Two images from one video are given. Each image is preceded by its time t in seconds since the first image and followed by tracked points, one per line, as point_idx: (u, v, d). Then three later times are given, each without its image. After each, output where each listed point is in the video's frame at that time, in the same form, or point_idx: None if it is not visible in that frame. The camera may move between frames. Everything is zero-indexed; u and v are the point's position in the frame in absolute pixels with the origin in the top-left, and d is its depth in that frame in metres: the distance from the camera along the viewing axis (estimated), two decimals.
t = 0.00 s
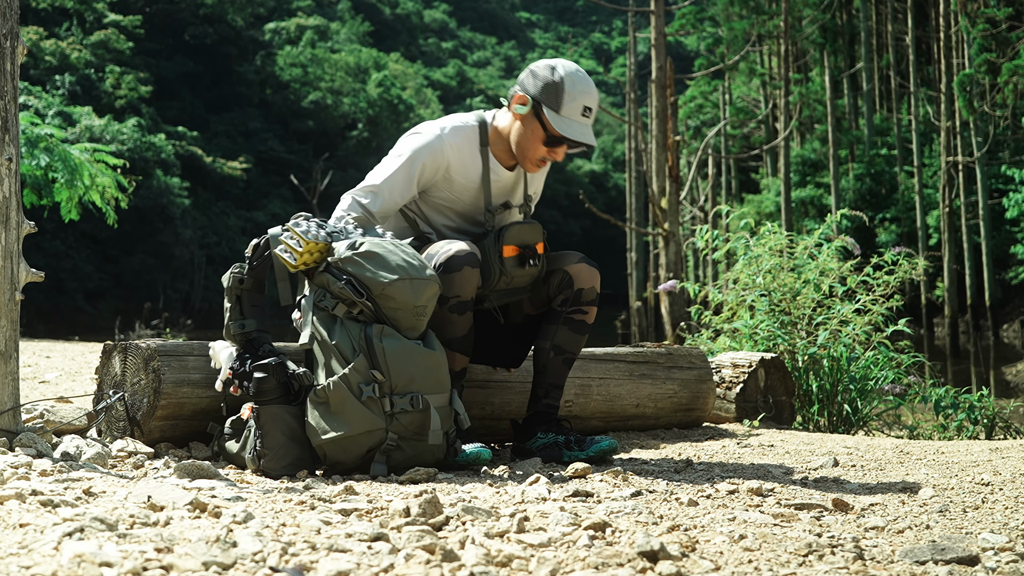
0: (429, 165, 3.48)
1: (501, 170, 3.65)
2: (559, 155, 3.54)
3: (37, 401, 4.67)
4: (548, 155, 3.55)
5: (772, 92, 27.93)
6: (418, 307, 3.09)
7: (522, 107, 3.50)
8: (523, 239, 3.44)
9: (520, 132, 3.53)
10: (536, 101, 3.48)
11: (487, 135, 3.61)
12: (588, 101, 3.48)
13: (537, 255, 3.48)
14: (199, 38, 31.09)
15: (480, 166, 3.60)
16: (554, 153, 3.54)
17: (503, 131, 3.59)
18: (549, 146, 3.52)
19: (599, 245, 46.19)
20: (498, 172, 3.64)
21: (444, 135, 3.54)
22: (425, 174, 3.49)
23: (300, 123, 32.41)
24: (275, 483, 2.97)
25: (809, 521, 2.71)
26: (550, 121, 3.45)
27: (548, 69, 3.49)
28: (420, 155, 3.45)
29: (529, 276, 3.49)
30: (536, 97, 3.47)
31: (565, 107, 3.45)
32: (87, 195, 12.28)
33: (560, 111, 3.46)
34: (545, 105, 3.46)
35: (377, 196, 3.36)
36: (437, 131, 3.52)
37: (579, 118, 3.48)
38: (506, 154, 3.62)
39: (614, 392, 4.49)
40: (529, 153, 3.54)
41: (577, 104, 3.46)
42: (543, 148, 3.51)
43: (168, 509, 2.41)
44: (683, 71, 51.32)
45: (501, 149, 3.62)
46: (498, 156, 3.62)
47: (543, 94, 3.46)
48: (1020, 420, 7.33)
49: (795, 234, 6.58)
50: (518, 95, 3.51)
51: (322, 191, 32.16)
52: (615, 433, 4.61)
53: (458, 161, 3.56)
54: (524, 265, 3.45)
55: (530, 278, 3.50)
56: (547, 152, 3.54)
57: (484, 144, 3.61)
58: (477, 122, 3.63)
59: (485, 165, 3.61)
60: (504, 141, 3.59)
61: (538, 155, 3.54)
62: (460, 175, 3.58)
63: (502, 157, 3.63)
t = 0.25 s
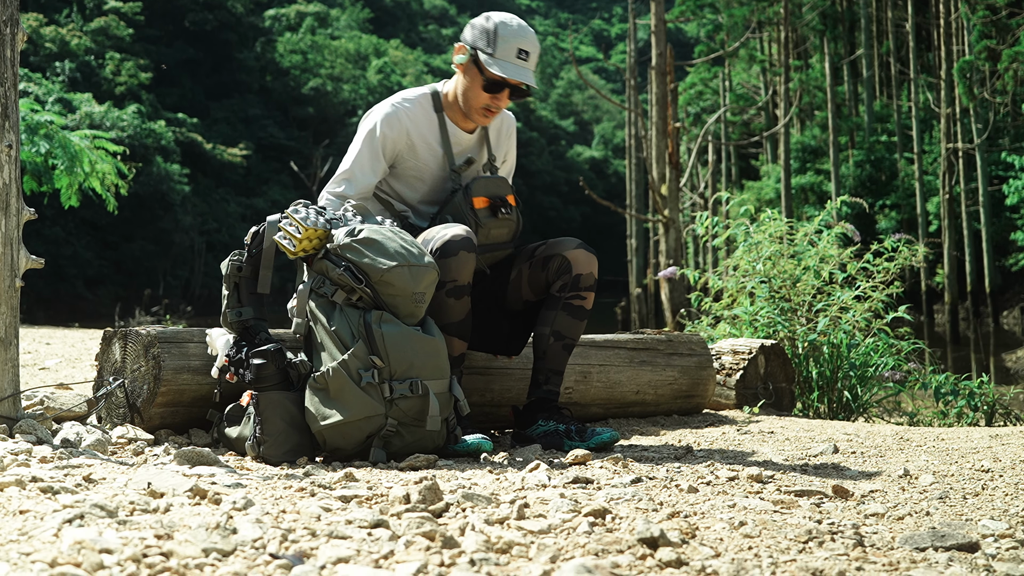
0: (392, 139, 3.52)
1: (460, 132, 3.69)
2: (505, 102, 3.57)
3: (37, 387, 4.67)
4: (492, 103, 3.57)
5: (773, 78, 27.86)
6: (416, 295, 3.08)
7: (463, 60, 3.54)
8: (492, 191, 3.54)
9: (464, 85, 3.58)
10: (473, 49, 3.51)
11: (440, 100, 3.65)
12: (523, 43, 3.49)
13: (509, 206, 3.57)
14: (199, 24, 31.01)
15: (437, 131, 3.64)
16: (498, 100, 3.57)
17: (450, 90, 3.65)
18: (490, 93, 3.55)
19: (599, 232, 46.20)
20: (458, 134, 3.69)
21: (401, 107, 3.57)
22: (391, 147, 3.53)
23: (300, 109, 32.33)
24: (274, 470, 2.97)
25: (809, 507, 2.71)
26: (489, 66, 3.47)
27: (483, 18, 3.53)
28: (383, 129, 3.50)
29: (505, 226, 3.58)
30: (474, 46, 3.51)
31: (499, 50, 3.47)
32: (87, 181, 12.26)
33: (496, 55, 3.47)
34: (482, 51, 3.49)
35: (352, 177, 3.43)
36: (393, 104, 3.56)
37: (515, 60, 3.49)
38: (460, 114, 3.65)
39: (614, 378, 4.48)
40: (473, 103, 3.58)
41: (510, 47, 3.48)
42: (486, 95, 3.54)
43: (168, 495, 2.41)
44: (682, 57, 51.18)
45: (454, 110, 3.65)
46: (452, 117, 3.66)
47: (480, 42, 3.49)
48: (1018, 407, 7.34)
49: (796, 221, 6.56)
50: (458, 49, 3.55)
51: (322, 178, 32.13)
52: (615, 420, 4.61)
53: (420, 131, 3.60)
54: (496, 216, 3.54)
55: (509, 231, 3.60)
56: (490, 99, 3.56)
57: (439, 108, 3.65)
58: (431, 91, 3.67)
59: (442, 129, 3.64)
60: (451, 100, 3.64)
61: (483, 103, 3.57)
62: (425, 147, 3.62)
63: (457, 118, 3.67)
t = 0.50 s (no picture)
0: (368, 144, 3.53)
1: (432, 132, 3.71)
2: (465, 92, 3.61)
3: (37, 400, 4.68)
4: (454, 95, 3.62)
5: (772, 91, 27.93)
6: (415, 307, 3.08)
7: (424, 58, 3.62)
8: (455, 178, 3.50)
9: (425, 83, 3.65)
10: (429, 47, 3.60)
11: (411, 106, 3.68)
12: (475, 33, 3.58)
13: (478, 190, 3.51)
14: (199, 38, 31.12)
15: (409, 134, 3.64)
16: (458, 92, 3.61)
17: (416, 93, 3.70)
18: (450, 85, 3.60)
19: (599, 244, 46.24)
20: (431, 133, 3.71)
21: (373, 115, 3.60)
22: (370, 152, 3.54)
23: (300, 122, 32.39)
24: (274, 481, 2.98)
25: (809, 520, 2.71)
26: (443, 57, 3.55)
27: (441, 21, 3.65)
28: (358, 138, 3.51)
29: (479, 213, 3.52)
30: (432, 42, 3.60)
31: (452, 40, 3.56)
32: (87, 195, 12.27)
33: (450, 45, 3.56)
34: (437, 43, 3.57)
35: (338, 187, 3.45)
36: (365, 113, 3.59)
37: (468, 49, 3.57)
38: (428, 116, 3.68)
39: (614, 392, 4.48)
40: (435, 98, 3.62)
41: (464, 37, 3.57)
42: (444, 88, 3.59)
43: (168, 507, 2.42)
44: (682, 70, 51.33)
45: (422, 111, 3.68)
46: (422, 118, 3.69)
47: (437, 36, 3.58)
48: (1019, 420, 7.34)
49: (796, 234, 6.56)
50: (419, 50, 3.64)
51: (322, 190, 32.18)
52: (616, 433, 4.61)
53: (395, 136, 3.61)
54: (465, 201, 3.48)
55: (485, 218, 3.55)
56: (450, 91, 3.61)
57: (408, 111, 3.67)
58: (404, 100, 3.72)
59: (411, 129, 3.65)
60: (416, 102, 3.69)
61: (444, 97, 3.62)
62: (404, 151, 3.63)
63: (427, 119, 3.69)
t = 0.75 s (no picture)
0: (359, 165, 3.55)
1: (421, 149, 3.74)
2: (448, 104, 3.65)
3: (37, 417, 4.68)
4: (436, 109, 3.66)
5: (772, 109, 28.01)
6: (419, 327, 3.08)
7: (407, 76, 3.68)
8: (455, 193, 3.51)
9: (408, 101, 3.70)
10: (409, 64, 3.67)
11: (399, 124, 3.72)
12: (452, 45, 3.62)
13: (477, 205, 3.52)
14: (199, 56, 31.25)
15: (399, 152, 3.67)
16: (440, 105, 3.65)
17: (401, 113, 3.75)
18: (431, 98, 3.64)
19: (599, 262, 46.28)
20: (421, 150, 3.74)
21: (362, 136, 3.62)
22: (362, 172, 3.56)
23: (300, 139, 32.47)
24: (274, 499, 2.98)
25: (809, 537, 2.71)
26: (422, 71, 3.60)
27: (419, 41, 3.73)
28: (349, 159, 3.53)
29: (477, 224, 3.52)
30: (412, 60, 3.66)
31: (430, 53, 3.62)
32: (87, 212, 12.29)
33: (429, 58, 3.61)
34: (416, 59, 3.64)
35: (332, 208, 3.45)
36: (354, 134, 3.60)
37: (446, 60, 3.61)
38: (415, 133, 3.72)
39: (613, 409, 4.48)
40: (419, 113, 3.67)
41: (441, 49, 3.62)
42: (426, 102, 3.63)
43: (168, 525, 2.42)
44: (682, 88, 51.50)
45: (411, 128, 3.71)
46: (411, 135, 3.73)
47: (417, 53, 3.65)
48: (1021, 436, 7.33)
49: (795, 251, 6.56)
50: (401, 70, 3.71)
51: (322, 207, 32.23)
52: (616, 450, 4.60)
53: (385, 155, 3.63)
54: (464, 213, 3.48)
55: (483, 231, 3.56)
56: (432, 105, 3.65)
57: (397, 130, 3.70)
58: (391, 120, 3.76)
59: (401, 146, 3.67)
60: (403, 120, 3.73)
61: (427, 111, 3.66)
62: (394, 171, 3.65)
63: (416, 136, 3.73)
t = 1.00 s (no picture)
0: (353, 174, 3.55)
1: (416, 154, 3.75)
2: (439, 108, 3.66)
3: (36, 424, 4.68)
4: (428, 112, 3.66)
5: (772, 115, 28.04)
6: (420, 334, 3.09)
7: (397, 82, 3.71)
8: (453, 201, 3.54)
9: (401, 107, 3.72)
10: (399, 70, 3.70)
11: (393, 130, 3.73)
12: (441, 47, 3.65)
13: (474, 210, 3.54)
14: (200, 62, 31.29)
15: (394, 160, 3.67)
16: (431, 109, 3.66)
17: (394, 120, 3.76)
18: (421, 102, 3.65)
19: (599, 268, 46.32)
20: (416, 156, 3.75)
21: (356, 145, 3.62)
22: (356, 182, 3.55)
23: (300, 146, 32.48)
24: (274, 506, 2.98)
25: (809, 544, 2.71)
26: (410, 75, 3.62)
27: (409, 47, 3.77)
28: (343, 170, 3.52)
29: (476, 233, 3.54)
30: (400, 66, 3.69)
31: (419, 56, 3.65)
32: (87, 219, 12.31)
33: (416, 61, 3.64)
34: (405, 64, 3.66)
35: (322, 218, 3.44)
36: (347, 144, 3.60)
37: (435, 61, 3.63)
38: (409, 139, 3.73)
39: (613, 415, 4.48)
40: (411, 118, 3.68)
41: (430, 52, 3.64)
42: (417, 106, 3.65)
43: (168, 532, 2.42)
44: (682, 94, 51.56)
45: (406, 135, 3.72)
46: (405, 140, 3.73)
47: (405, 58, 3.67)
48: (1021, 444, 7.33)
49: (795, 258, 6.57)
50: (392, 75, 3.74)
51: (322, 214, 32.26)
52: (616, 457, 4.60)
53: (378, 165, 3.63)
54: (463, 220, 3.51)
55: (484, 238, 3.58)
56: (424, 108, 3.66)
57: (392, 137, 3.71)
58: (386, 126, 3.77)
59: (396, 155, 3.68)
60: (396, 127, 3.74)
61: (419, 115, 3.67)
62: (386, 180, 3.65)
63: (411, 142, 3.74)
